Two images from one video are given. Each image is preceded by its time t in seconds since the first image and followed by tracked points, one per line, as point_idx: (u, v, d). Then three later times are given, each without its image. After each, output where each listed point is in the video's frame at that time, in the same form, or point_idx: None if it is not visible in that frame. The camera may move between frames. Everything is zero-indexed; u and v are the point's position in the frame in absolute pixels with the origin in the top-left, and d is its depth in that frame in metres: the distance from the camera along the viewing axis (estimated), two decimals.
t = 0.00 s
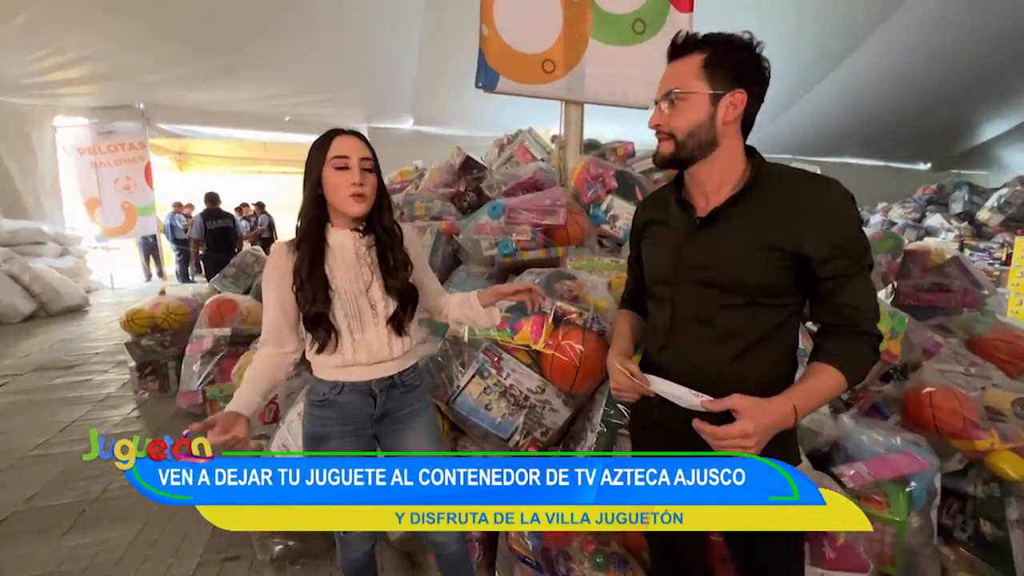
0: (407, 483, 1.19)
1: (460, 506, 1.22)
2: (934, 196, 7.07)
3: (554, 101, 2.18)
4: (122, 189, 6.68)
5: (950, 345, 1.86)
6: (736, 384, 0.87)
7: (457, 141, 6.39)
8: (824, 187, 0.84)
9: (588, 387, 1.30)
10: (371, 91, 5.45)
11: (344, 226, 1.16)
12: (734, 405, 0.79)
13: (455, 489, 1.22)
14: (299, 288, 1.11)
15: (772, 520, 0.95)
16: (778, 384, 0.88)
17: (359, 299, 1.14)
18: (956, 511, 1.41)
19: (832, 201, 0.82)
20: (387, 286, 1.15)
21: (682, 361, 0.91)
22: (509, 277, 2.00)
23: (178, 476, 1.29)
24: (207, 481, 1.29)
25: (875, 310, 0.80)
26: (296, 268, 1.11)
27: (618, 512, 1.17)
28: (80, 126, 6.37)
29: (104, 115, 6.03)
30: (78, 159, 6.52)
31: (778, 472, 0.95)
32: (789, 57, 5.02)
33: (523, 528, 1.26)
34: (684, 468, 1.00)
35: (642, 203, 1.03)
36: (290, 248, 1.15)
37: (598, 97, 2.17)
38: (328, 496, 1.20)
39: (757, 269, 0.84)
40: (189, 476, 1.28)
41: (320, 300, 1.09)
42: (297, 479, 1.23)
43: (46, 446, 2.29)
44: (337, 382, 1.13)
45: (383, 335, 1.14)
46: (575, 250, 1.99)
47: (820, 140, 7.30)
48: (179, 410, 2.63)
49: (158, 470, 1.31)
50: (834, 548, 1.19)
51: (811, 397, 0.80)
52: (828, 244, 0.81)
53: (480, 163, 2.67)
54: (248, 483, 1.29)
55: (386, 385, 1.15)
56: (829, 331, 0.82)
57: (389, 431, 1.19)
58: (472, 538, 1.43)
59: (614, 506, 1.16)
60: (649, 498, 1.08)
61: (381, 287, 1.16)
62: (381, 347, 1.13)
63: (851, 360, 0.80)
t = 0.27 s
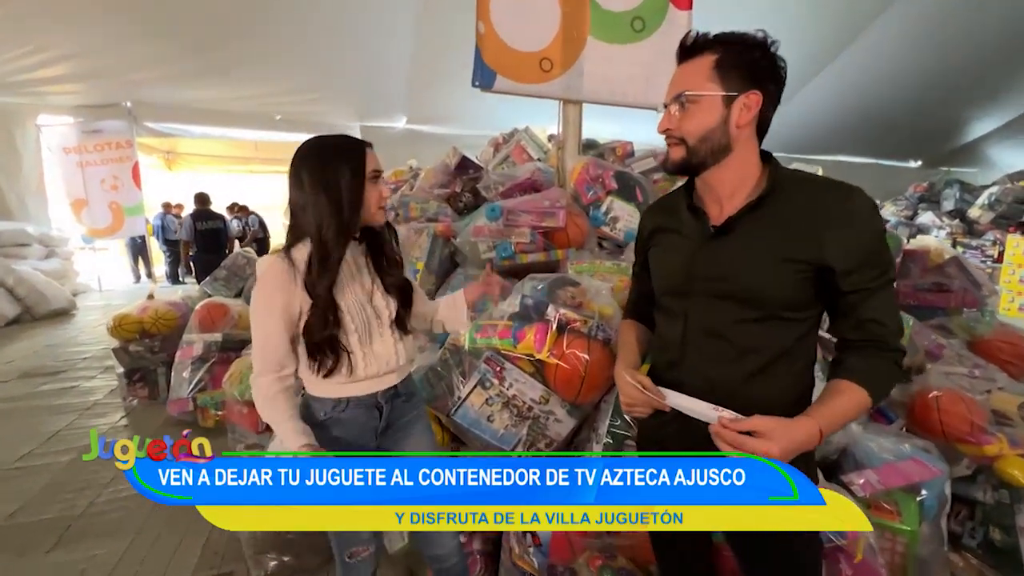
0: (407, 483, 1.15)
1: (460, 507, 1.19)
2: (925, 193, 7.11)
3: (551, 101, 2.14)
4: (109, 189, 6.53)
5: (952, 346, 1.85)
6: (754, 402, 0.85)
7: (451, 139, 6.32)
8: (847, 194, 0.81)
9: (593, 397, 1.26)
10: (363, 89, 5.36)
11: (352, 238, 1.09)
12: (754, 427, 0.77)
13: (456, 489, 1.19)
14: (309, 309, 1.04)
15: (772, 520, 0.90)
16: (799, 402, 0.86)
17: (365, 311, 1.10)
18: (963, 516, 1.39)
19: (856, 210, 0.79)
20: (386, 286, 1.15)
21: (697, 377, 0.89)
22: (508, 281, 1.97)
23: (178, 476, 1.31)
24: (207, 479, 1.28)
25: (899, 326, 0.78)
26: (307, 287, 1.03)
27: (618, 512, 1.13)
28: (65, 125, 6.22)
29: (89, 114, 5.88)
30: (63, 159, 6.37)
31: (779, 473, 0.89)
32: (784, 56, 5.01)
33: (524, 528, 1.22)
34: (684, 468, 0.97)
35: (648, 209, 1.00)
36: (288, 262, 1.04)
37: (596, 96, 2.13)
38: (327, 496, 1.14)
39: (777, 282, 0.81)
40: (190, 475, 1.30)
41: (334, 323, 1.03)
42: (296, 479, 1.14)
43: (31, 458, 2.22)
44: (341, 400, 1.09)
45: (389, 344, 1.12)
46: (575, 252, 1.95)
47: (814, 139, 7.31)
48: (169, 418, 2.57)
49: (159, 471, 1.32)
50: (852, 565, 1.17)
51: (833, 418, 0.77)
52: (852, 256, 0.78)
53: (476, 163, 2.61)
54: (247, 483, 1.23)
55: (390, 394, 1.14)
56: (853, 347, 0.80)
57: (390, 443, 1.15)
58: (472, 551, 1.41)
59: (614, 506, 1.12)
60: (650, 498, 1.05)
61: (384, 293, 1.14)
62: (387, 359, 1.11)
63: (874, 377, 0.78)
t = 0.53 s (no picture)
0: (407, 483, 1.13)
1: (459, 506, 1.17)
2: (908, 189, 7.19)
3: (544, 99, 2.10)
4: (88, 188, 6.32)
5: (944, 345, 1.86)
6: (762, 413, 0.86)
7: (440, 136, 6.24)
8: (859, 205, 0.81)
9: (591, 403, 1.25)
10: (350, 84, 5.25)
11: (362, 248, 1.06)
12: (769, 447, 0.76)
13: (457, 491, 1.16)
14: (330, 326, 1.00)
15: (771, 521, 0.88)
16: (807, 413, 0.86)
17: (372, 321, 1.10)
18: (958, 516, 1.40)
19: (868, 221, 0.79)
20: (384, 294, 1.12)
21: (702, 390, 0.89)
22: (501, 283, 1.94)
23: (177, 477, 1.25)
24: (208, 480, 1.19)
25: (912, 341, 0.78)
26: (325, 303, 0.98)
27: (617, 512, 1.10)
28: (38, 121, 6.01)
29: (64, 110, 5.67)
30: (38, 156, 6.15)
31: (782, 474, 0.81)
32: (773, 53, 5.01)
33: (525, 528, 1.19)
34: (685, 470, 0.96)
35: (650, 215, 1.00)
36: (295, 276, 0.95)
37: (590, 95, 2.10)
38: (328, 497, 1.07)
39: (786, 294, 0.82)
40: (189, 476, 1.22)
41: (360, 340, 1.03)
42: (297, 479, 1.05)
43: (8, 470, 2.14)
44: (344, 413, 1.06)
45: (392, 353, 1.14)
46: (569, 254, 1.91)
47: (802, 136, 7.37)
48: (153, 425, 2.50)
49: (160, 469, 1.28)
50: None
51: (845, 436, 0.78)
52: (864, 269, 0.78)
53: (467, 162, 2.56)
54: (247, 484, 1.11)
55: (390, 403, 1.15)
56: (863, 359, 0.80)
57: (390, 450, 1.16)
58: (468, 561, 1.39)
59: (613, 506, 1.10)
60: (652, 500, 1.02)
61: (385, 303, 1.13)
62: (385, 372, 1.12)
63: (887, 391, 0.78)
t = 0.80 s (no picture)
0: (407, 483, 1.08)
1: (459, 507, 1.10)
2: (890, 190, 7.29)
3: (535, 98, 2.08)
4: (64, 181, 6.12)
5: (926, 348, 1.88)
6: (758, 427, 0.86)
7: (429, 133, 6.16)
8: (862, 219, 0.81)
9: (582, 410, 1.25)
10: (337, 77, 5.15)
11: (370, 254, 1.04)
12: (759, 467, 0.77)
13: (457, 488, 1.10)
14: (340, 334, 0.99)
15: (770, 520, 0.85)
16: (803, 426, 0.87)
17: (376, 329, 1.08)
18: (940, 518, 1.42)
19: (871, 235, 0.79)
20: (389, 302, 1.09)
21: (698, 403, 0.89)
22: (491, 284, 1.92)
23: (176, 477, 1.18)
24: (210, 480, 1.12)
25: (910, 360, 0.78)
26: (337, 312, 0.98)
27: (618, 511, 1.02)
28: (11, 111, 5.81)
29: (38, 99, 5.47)
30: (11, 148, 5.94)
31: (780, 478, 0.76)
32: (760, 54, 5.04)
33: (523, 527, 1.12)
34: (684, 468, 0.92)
35: (647, 223, 1.00)
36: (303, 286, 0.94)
37: (581, 94, 2.08)
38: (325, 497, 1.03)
39: (786, 308, 0.82)
40: (190, 475, 1.13)
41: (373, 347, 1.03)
42: (297, 479, 1.02)
43: None
44: (345, 422, 1.04)
45: (395, 363, 1.13)
46: (559, 255, 1.90)
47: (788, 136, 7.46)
48: (131, 428, 2.43)
49: (159, 469, 1.19)
50: None
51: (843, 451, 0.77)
52: (864, 285, 0.78)
53: (456, 160, 2.54)
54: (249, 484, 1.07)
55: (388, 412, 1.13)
56: (863, 375, 0.80)
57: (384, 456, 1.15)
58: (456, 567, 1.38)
59: (614, 507, 1.02)
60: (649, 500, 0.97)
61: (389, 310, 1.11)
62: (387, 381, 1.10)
63: (885, 407, 0.77)
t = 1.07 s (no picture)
0: (407, 483, 1.07)
1: (459, 507, 1.10)
2: (886, 198, 7.23)
3: (534, 101, 2.06)
4: (58, 175, 6.05)
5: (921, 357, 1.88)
6: (761, 446, 0.87)
7: (428, 133, 6.14)
8: (872, 241, 0.81)
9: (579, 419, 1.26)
10: (336, 75, 5.13)
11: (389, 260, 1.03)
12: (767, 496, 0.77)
13: (461, 489, 1.10)
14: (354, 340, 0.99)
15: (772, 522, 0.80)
16: (806, 446, 0.88)
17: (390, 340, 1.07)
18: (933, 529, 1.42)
19: (881, 258, 0.79)
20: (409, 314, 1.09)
21: (701, 422, 0.90)
22: (487, 289, 1.92)
23: (179, 476, 1.15)
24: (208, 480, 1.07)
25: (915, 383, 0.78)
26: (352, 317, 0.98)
27: (617, 512, 1.00)
28: (5, 104, 5.74)
29: (33, 93, 5.41)
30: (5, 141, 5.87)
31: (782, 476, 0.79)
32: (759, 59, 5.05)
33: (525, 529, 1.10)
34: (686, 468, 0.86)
35: (654, 236, 1.01)
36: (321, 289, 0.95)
37: (581, 99, 2.07)
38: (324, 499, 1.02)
39: (793, 330, 0.82)
40: (190, 476, 1.10)
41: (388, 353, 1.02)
42: (298, 478, 1.00)
43: None
44: (350, 431, 1.04)
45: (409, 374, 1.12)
46: (556, 261, 1.90)
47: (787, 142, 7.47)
48: (122, 428, 2.40)
49: (161, 469, 1.18)
50: None
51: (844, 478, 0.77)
52: (873, 309, 0.78)
53: (455, 162, 2.52)
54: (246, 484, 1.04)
55: (397, 423, 1.11)
56: (866, 400, 0.80)
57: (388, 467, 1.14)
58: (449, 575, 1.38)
59: (614, 507, 0.99)
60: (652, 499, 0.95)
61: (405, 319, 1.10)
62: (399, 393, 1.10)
63: (886, 435, 0.77)
